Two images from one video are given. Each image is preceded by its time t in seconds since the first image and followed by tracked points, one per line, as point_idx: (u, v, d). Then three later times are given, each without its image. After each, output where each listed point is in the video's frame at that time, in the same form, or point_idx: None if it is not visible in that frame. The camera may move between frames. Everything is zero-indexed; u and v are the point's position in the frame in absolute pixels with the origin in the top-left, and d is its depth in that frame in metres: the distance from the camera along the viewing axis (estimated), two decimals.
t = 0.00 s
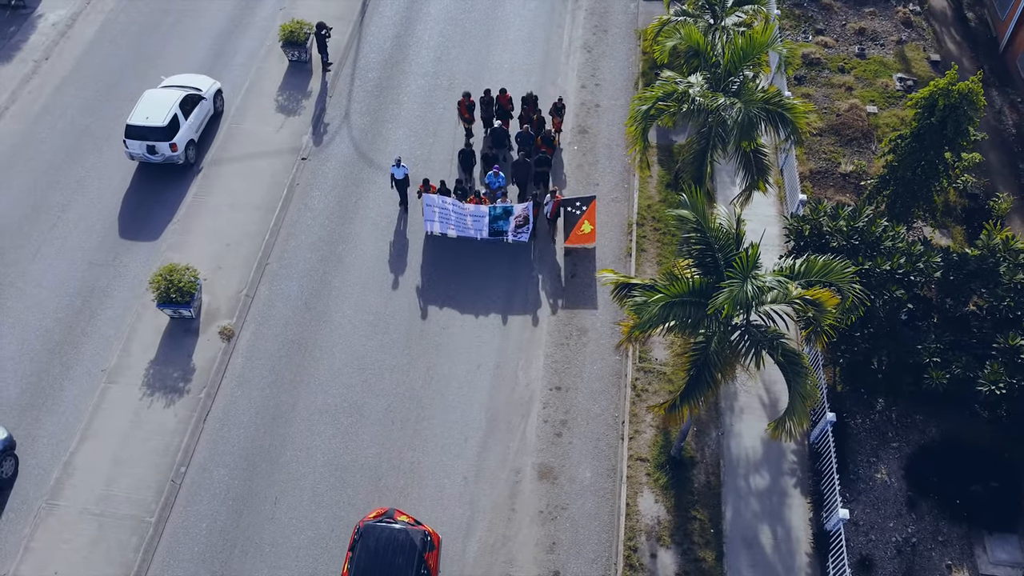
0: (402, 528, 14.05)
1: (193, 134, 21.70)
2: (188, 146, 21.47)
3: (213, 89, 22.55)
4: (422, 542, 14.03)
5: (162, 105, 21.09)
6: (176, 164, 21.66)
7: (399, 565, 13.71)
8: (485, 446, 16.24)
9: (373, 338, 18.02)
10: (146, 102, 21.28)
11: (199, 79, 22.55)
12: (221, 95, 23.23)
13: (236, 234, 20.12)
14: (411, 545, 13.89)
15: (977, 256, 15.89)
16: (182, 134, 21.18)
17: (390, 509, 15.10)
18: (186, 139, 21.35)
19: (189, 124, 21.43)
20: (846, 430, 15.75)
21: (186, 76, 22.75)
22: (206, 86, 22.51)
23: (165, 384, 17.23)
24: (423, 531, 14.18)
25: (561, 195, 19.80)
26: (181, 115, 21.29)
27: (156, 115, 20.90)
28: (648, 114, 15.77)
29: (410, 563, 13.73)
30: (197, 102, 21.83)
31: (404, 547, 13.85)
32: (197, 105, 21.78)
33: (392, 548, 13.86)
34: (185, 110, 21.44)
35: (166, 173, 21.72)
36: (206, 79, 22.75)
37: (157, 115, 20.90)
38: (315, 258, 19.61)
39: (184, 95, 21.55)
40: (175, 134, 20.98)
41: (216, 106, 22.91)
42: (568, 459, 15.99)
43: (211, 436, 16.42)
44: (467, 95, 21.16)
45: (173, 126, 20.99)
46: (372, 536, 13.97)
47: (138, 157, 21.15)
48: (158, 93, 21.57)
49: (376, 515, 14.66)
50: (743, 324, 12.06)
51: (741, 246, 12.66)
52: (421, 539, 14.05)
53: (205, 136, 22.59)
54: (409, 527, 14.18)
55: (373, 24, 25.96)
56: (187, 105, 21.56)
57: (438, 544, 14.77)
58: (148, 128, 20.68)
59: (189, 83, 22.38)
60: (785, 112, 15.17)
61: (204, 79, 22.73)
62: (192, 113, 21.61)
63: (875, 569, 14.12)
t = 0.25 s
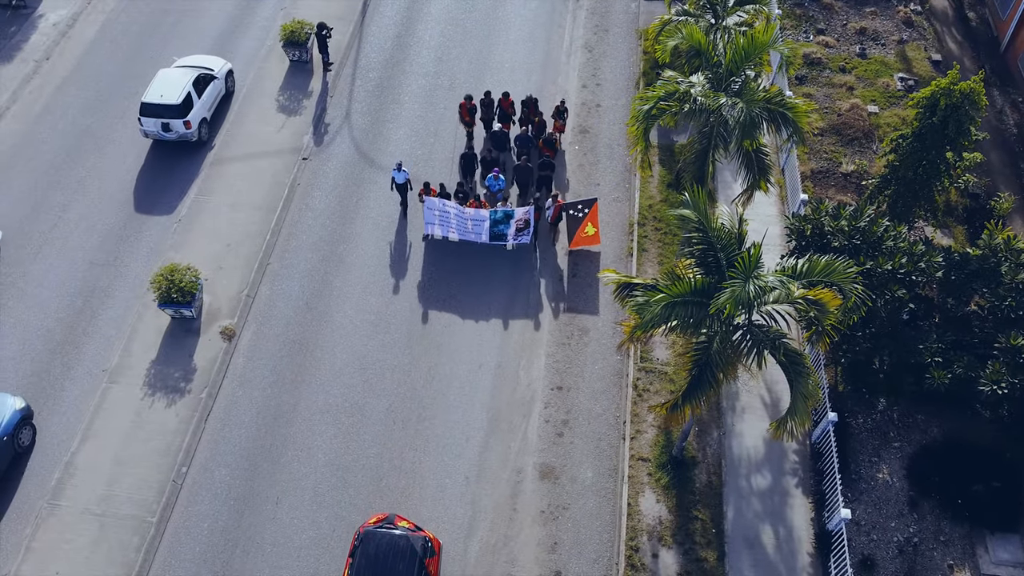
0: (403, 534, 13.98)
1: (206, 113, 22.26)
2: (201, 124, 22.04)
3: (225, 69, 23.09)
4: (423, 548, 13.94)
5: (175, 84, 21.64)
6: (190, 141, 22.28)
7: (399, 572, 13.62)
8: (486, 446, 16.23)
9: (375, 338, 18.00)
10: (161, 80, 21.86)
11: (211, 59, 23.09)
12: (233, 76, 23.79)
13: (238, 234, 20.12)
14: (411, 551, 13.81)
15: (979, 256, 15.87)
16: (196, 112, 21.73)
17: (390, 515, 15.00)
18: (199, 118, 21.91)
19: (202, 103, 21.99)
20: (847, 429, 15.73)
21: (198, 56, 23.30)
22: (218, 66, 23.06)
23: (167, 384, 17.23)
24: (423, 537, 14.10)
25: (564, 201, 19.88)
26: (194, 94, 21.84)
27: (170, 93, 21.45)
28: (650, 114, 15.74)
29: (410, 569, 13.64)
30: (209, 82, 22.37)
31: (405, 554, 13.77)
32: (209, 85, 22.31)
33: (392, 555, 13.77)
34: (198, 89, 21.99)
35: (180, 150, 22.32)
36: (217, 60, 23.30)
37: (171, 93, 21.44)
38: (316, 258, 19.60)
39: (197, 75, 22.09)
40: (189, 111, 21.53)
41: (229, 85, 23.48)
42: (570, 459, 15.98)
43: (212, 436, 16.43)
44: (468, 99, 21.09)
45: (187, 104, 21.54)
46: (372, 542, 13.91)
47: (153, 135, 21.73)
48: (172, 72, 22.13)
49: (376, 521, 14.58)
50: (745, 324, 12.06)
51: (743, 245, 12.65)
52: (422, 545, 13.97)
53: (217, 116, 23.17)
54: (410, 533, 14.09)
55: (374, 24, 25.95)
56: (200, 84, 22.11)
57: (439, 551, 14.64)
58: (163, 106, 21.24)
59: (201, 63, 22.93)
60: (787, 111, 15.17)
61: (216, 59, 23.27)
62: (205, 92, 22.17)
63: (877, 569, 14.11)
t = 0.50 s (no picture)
0: (402, 540, 13.93)
1: (217, 92, 22.82)
2: (213, 103, 22.60)
3: (236, 49, 23.64)
4: (423, 554, 13.90)
5: (188, 62, 22.21)
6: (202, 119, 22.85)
7: None
8: (487, 446, 16.22)
9: (375, 339, 17.98)
10: (174, 59, 22.43)
11: (221, 40, 23.65)
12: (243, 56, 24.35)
13: (238, 234, 20.11)
14: (410, 557, 13.77)
15: (980, 255, 15.85)
16: (208, 90, 22.29)
17: (390, 520, 14.94)
18: (211, 96, 22.46)
19: (214, 82, 22.54)
20: (848, 429, 15.73)
21: (209, 37, 23.85)
22: (228, 47, 23.61)
23: (167, 384, 17.23)
24: (423, 543, 14.05)
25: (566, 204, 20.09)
26: (206, 72, 22.40)
27: (183, 72, 22.02)
28: (650, 113, 15.73)
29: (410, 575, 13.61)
30: (220, 61, 22.93)
31: (404, 560, 13.73)
32: (220, 64, 22.85)
33: (391, 561, 13.73)
34: (210, 68, 22.55)
35: (193, 129, 22.90)
36: (228, 40, 23.86)
37: (184, 71, 22.02)
38: (317, 258, 19.58)
39: (208, 54, 22.65)
40: (201, 89, 22.08)
41: (238, 65, 24.03)
42: (571, 459, 15.97)
43: (213, 436, 16.42)
44: (468, 101, 21.00)
45: (199, 82, 22.10)
46: (372, 547, 13.88)
47: (167, 113, 22.32)
48: (184, 52, 22.71)
49: (376, 526, 14.54)
50: (746, 324, 12.06)
51: (744, 245, 12.65)
52: (422, 551, 13.92)
53: (229, 95, 23.75)
54: (410, 539, 14.05)
55: (374, 24, 25.93)
56: (212, 63, 22.67)
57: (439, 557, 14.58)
58: (176, 84, 21.81)
59: (212, 43, 23.49)
60: (787, 111, 15.17)
61: (226, 40, 23.83)
62: (217, 71, 22.72)
63: (878, 569, 14.11)
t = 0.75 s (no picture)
0: (401, 546, 13.88)
1: (229, 70, 23.38)
2: (224, 80, 23.16)
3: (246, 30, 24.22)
4: (423, 559, 13.86)
5: (200, 41, 22.79)
6: (214, 97, 23.42)
7: None
8: (487, 445, 16.22)
9: (375, 338, 17.97)
10: (186, 38, 23.02)
11: (232, 21, 24.23)
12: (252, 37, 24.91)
13: (238, 234, 20.09)
14: (410, 563, 13.73)
15: (981, 254, 15.83)
16: (220, 68, 22.85)
17: (389, 525, 14.87)
18: (223, 74, 23.03)
19: (226, 60, 23.11)
20: (849, 428, 15.72)
21: (219, 18, 24.43)
22: (239, 27, 24.19)
23: (167, 384, 17.21)
24: (423, 549, 14.00)
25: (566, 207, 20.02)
26: (218, 51, 22.97)
27: (196, 49, 22.60)
28: (651, 112, 15.71)
29: None
30: (231, 40, 23.49)
31: (404, 566, 13.68)
32: (231, 43, 23.44)
33: (391, 567, 13.68)
34: (222, 47, 23.12)
35: (204, 107, 23.47)
36: (238, 21, 24.44)
37: (196, 49, 22.60)
38: (317, 258, 19.57)
39: (220, 34, 23.23)
40: (213, 67, 22.64)
41: (248, 45, 24.70)
42: (571, 458, 15.96)
43: (213, 435, 16.41)
44: (468, 102, 20.79)
45: (212, 60, 22.66)
46: (372, 554, 13.80)
47: (179, 90, 22.89)
48: (197, 31, 23.30)
49: (376, 531, 14.48)
50: (747, 323, 12.04)
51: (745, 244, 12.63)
52: (421, 557, 13.88)
53: (239, 74, 24.32)
54: (410, 545, 13.99)
55: (374, 24, 25.91)
56: (223, 42, 23.24)
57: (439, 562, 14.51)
58: (189, 62, 22.39)
59: (223, 24, 24.08)
60: (788, 110, 15.17)
61: (237, 21, 24.41)
62: (228, 50, 23.29)
63: (878, 569, 14.10)
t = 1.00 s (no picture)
0: (400, 551, 13.90)
1: (240, 48, 24.03)
2: (236, 58, 23.81)
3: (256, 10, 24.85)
4: (422, 565, 13.85)
5: (213, 20, 23.44)
6: (226, 74, 24.06)
7: None
8: (487, 444, 16.22)
9: (375, 338, 17.96)
10: (198, 18, 23.66)
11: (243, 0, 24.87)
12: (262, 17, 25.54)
13: (238, 233, 20.09)
14: (410, 567, 13.75)
15: (982, 253, 15.81)
16: (232, 46, 23.51)
17: (388, 530, 14.85)
18: (235, 51, 23.67)
19: (237, 37, 23.75)
20: (849, 427, 15.72)
21: None
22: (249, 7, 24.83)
23: (167, 383, 17.21)
24: (423, 553, 13.99)
25: (566, 209, 19.94)
26: (230, 29, 23.61)
27: (209, 27, 23.26)
28: (651, 111, 15.70)
29: None
30: (242, 20, 24.12)
31: (403, 571, 13.71)
32: (242, 22, 24.08)
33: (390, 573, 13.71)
34: (233, 25, 23.77)
35: (216, 83, 24.10)
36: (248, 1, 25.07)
37: (209, 27, 23.26)
38: (317, 257, 19.56)
39: (231, 13, 23.88)
40: (226, 44, 23.30)
41: (259, 25, 25.32)
42: (572, 457, 15.96)
43: (213, 434, 16.41)
44: (467, 104, 20.69)
45: (224, 37, 23.32)
46: (370, 558, 13.84)
47: (192, 67, 23.56)
48: (209, 10, 23.95)
49: (375, 535, 14.47)
50: (747, 322, 12.04)
51: (745, 242, 12.64)
52: (421, 562, 13.87)
53: (250, 53, 24.97)
54: (409, 550, 14.00)
55: (374, 23, 25.89)
56: (235, 20, 23.88)
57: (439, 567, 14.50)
58: (202, 39, 23.04)
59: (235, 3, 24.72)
60: (788, 108, 15.18)
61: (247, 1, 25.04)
62: (239, 28, 23.93)
63: (879, 567, 14.10)
